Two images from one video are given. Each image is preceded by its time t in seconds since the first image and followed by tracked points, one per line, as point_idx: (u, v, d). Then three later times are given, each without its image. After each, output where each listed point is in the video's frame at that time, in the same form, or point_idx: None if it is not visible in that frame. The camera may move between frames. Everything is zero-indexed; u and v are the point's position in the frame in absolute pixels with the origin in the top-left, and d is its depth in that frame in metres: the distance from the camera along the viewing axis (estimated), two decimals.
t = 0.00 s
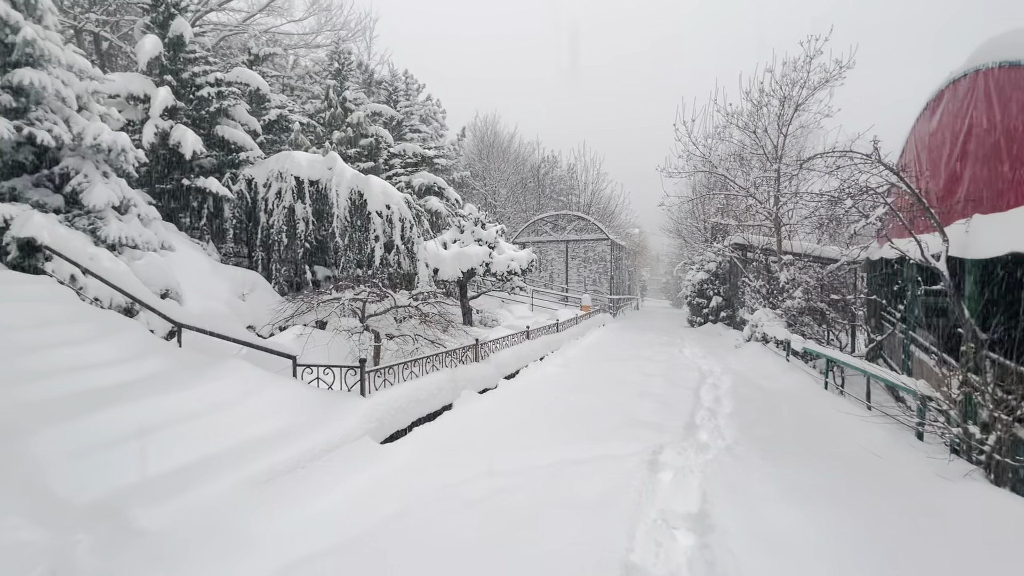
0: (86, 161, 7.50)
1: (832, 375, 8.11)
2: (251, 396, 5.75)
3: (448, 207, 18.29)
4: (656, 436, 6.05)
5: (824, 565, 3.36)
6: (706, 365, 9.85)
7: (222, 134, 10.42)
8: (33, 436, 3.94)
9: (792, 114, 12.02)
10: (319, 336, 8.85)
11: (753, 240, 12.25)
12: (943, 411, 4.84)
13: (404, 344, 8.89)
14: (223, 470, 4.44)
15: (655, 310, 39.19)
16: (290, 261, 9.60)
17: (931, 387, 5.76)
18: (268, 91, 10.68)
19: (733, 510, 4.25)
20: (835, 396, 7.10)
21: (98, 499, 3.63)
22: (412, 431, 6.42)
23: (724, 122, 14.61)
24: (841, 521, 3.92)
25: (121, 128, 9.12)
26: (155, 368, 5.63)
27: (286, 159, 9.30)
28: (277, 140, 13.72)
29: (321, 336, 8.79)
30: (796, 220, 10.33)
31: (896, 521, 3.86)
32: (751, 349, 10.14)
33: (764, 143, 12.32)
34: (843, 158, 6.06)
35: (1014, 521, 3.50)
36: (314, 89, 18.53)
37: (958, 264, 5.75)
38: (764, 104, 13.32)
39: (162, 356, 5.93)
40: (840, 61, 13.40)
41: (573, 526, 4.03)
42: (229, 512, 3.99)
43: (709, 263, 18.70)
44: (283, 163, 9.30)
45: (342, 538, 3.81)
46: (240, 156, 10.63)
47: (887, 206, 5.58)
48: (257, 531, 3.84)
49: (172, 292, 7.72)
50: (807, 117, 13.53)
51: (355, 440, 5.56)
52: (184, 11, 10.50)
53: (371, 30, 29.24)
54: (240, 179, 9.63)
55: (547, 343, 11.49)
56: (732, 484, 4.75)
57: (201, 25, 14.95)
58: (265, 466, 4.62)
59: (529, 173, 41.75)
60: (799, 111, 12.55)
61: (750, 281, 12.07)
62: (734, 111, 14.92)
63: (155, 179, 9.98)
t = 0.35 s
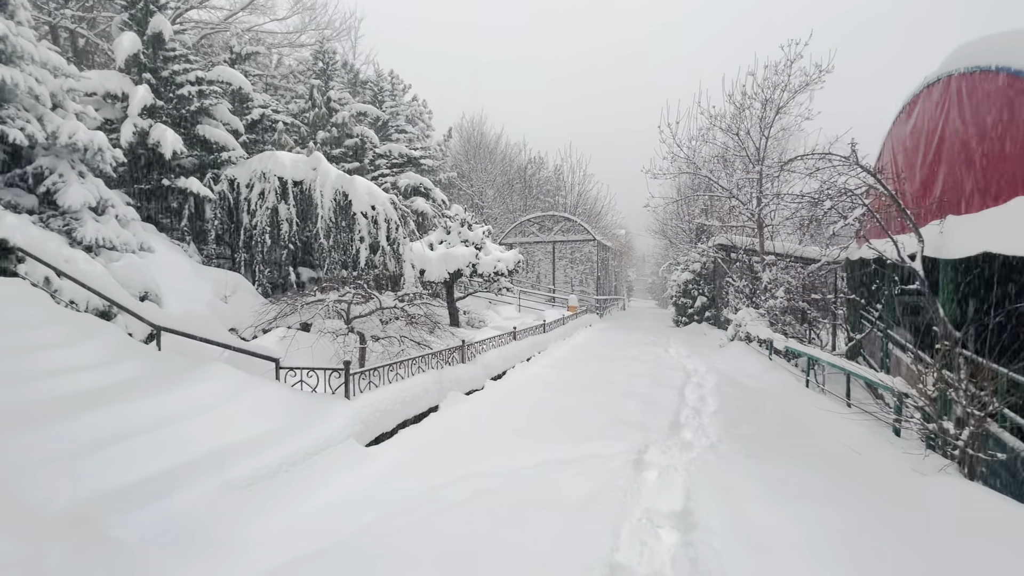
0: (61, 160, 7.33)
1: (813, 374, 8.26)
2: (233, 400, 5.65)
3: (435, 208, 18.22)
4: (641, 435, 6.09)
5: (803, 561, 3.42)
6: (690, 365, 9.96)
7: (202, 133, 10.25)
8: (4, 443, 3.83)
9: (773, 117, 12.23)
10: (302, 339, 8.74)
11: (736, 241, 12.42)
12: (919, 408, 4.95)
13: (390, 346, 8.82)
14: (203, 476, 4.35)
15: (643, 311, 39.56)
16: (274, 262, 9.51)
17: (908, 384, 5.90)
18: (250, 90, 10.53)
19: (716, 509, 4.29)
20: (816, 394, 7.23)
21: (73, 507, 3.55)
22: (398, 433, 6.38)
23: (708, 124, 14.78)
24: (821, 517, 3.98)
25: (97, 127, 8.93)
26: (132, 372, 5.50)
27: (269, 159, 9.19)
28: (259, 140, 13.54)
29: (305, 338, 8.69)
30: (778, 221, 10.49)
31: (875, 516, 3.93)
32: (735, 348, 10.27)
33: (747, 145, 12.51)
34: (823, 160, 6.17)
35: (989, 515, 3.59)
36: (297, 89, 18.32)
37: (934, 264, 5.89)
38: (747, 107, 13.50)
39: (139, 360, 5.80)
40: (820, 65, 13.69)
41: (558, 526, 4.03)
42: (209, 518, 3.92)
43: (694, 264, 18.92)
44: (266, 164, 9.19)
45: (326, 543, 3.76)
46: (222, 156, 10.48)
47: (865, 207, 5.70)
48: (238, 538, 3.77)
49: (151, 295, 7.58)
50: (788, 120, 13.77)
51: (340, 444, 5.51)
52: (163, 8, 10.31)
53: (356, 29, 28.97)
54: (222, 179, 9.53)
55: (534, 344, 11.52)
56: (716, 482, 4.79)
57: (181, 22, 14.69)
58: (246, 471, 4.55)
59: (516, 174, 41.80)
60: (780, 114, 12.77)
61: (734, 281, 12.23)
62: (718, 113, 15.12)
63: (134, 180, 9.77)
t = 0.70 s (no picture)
0: (38, 160, 7.16)
1: (796, 372, 8.39)
2: (216, 402, 5.57)
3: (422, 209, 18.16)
4: (628, 434, 6.13)
5: (787, 556, 3.46)
6: (677, 364, 10.07)
7: (185, 133, 10.10)
8: None
9: (757, 119, 12.40)
10: (288, 341, 8.65)
11: (721, 241, 12.58)
12: (898, 404, 5.06)
13: (377, 347, 8.77)
14: (186, 479, 4.28)
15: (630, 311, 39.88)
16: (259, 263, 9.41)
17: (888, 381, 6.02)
18: (234, 89, 10.40)
19: (702, 505, 4.33)
20: (799, 392, 7.36)
21: (51, 513, 3.46)
22: (385, 434, 6.34)
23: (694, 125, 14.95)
24: (804, 511, 4.04)
25: (76, 125, 8.75)
26: (113, 375, 5.40)
27: (254, 158, 9.10)
28: (244, 139, 13.37)
29: (291, 340, 8.61)
30: (762, 221, 10.66)
31: (857, 510, 4.00)
32: (721, 348, 10.40)
33: (731, 147, 12.68)
34: (806, 161, 6.27)
35: (968, 508, 3.66)
36: (283, 88, 18.13)
37: (911, 263, 6.05)
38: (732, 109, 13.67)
39: (121, 363, 5.68)
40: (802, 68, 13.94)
41: (546, 524, 4.04)
42: (192, 522, 3.85)
43: (680, 264, 19.13)
44: (251, 163, 9.09)
45: (312, 546, 3.73)
46: (205, 156, 10.34)
47: (846, 208, 5.81)
48: (222, 542, 3.70)
49: (132, 297, 7.44)
50: (772, 122, 13.99)
51: (327, 446, 5.46)
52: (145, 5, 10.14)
53: (343, 28, 28.72)
54: (206, 179, 9.41)
55: (523, 344, 11.53)
56: (702, 479, 4.85)
57: (162, 20, 14.45)
58: (231, 475, 4.49)
59: (505, 175, 41.83)
60: (764, 116, 12.96)
61: (719, 281, 12.38)
62: (703, 115, 15.29)
63: (114, 179, 9.60)
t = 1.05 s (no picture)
0: (18, 159, 7.01)
1: (783, 370, 8.50)
2: (202, 405, 5.49)
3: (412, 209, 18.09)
4: (617, 433, 6.16)
5: (774, 552, 3.50)
6: (666, 363, 10.14)
7: (169, 132, 9.97)
8: None
9: (744, 120, 12.54)
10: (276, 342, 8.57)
11: (709, 241, 12.69)
12: (880, 401, 5.15)
13: (366, 348, 8.72)
14: (170, 483, 4.21)
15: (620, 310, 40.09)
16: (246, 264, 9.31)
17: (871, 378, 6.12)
18: (219, 88, 10.29)
19: (690, 503, 4.35)
20: (785, 389, 7.46)
21: (31, 519, 3.39)
22: (374, 436, 6.31)
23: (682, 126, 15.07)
24: (789, 508, 4.09)
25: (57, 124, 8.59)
26: (95, 378, 5.29)
27: (240, 158, 9.01)
28: (230, 139, 13.21)
29: (279, 341, 8.53)
30: (749, 221, 10.78)
31: (842, 506, 4.06)
32: (709, 346, 10.50)
33: (718, 148, 12.80)
34: (790, 162, 6.35)
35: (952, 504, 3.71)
36: (270, 87, 17.94)
37: (893, 263, 6.16)
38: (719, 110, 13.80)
39: (103, 365, 5.59)
40: (788, 70, 14.11)
41: (535, 523, 4.05)
42: (178, 526, 3.81)
43: (669, 263, 19.27)
44: (237, 163, 9.00)
45: (300, 549, 3.70)
46: (190, 155, 10.21)
47: (830, 208, 5.90)
48: (209, 546, 3.66)
49: (115, 298, 7.32)
50: (758, 123, 14.15)
51: (316, 448, 5.42)
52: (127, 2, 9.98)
53: (331, 27, 28.49)
54: (191, 179, 9.31)
55: (513, 344, 11.54)
56: (689, 477, 4.89)
57: (146, 17, 14.22)
58: (217, 478, 4.44)
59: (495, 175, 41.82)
60: (751, 117, 13.10)
61: (707, 280, 12.50)
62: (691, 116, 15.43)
63: (96, 179, 9.43)
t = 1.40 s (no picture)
0: (3, 158, 6.91)
1: (774, 369, 8.57)
2: (192, 407, 5.43)
3: (405, 210, 18.04)
4: (610, 433, 6.17)
5: (765, 549, 3.52)
6: (658, 363, 10.19)
7: (159, 131, 9.89)
8: None
9: (735, 122, 12.65)
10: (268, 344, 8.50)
11: (701, 242, 12.78)
12: (870, 399, 5.20)
13: (359, 349, 8.68)
14: (160, 486, 4.17)
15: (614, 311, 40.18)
16: (237, 264, 9.27)
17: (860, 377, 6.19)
18: (210, 87, 10.22)
19: (684, 502, 4.36)
20: (776, 389, 7.52)
21: (16, 523, 3.35)
22: (367, 437, 6.28)
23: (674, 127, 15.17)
24: (780, 506, 4.12)
25: (44, 123, 8.49)
26: (82, 380, 5.23)
27: (231, 158, 8.95)
28: (221, 139, 13.11)
29: (271, 342, 8.47)
30: (741, 222, 10.87)
31: (831, 503, 4.10)
32: (701, 346, 10.57)
33: (710, 149, 12.89)
34: (781, 164, 6.40)
35: (940, 501, 3.76)
36: (261, 87, 17.84)
37: (882, 263, 6.25)
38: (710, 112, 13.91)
39: (92, 367, 5.52)
40: (778, 72, 14.22)
41: (528, 524, 4.05)
42: (168, 528, 3.77)
43: (662, 264, 19.37)
44: (228, 163, 8.94)
45: (292, 551, 3.67)
46: (180, 155, 10.12)
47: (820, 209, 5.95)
48: (199, 549, 3.62)
49: (103, 299, 7.24)
50: (749, 125, 14.28)
51: (309, 449, 5.40)
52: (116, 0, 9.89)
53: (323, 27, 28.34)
54: (181, 179, 9.24)
55: (506, 345, 11.54)
56: (680, 475, 4.93)
57: (135, 16, 14.09)
58: (207, 480, 4.40)
59: (488, 176, 41.84)
60: (742, 118, 13.22)
61: (700, 281, 12.58)
62: (683, 118, 15.54)
63: (84, 179, 9.32)
